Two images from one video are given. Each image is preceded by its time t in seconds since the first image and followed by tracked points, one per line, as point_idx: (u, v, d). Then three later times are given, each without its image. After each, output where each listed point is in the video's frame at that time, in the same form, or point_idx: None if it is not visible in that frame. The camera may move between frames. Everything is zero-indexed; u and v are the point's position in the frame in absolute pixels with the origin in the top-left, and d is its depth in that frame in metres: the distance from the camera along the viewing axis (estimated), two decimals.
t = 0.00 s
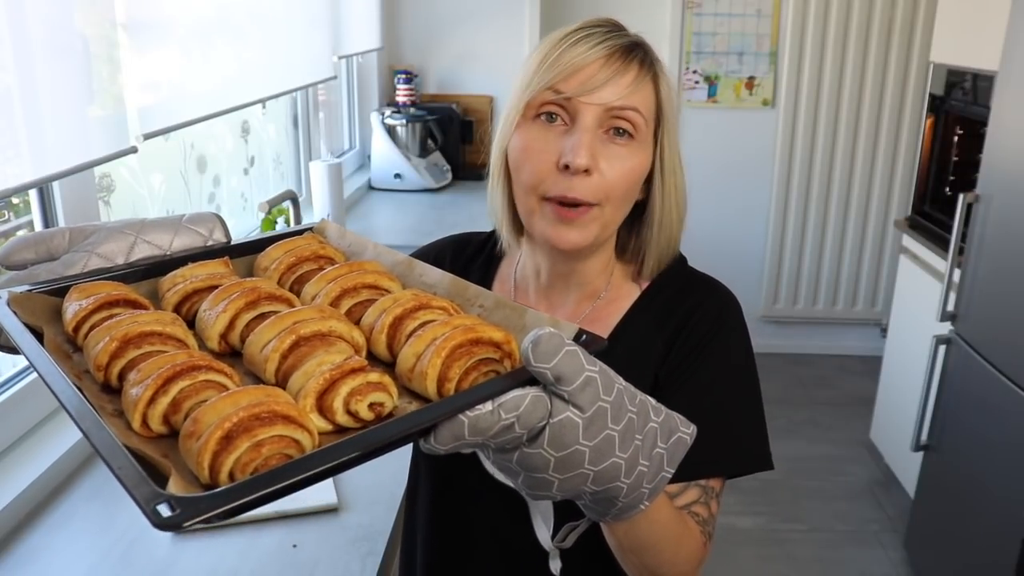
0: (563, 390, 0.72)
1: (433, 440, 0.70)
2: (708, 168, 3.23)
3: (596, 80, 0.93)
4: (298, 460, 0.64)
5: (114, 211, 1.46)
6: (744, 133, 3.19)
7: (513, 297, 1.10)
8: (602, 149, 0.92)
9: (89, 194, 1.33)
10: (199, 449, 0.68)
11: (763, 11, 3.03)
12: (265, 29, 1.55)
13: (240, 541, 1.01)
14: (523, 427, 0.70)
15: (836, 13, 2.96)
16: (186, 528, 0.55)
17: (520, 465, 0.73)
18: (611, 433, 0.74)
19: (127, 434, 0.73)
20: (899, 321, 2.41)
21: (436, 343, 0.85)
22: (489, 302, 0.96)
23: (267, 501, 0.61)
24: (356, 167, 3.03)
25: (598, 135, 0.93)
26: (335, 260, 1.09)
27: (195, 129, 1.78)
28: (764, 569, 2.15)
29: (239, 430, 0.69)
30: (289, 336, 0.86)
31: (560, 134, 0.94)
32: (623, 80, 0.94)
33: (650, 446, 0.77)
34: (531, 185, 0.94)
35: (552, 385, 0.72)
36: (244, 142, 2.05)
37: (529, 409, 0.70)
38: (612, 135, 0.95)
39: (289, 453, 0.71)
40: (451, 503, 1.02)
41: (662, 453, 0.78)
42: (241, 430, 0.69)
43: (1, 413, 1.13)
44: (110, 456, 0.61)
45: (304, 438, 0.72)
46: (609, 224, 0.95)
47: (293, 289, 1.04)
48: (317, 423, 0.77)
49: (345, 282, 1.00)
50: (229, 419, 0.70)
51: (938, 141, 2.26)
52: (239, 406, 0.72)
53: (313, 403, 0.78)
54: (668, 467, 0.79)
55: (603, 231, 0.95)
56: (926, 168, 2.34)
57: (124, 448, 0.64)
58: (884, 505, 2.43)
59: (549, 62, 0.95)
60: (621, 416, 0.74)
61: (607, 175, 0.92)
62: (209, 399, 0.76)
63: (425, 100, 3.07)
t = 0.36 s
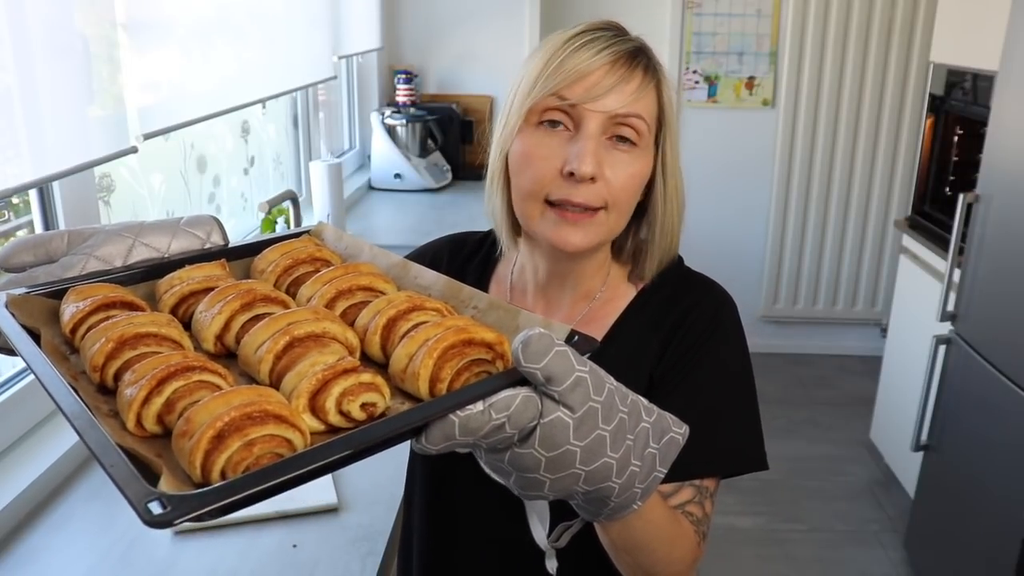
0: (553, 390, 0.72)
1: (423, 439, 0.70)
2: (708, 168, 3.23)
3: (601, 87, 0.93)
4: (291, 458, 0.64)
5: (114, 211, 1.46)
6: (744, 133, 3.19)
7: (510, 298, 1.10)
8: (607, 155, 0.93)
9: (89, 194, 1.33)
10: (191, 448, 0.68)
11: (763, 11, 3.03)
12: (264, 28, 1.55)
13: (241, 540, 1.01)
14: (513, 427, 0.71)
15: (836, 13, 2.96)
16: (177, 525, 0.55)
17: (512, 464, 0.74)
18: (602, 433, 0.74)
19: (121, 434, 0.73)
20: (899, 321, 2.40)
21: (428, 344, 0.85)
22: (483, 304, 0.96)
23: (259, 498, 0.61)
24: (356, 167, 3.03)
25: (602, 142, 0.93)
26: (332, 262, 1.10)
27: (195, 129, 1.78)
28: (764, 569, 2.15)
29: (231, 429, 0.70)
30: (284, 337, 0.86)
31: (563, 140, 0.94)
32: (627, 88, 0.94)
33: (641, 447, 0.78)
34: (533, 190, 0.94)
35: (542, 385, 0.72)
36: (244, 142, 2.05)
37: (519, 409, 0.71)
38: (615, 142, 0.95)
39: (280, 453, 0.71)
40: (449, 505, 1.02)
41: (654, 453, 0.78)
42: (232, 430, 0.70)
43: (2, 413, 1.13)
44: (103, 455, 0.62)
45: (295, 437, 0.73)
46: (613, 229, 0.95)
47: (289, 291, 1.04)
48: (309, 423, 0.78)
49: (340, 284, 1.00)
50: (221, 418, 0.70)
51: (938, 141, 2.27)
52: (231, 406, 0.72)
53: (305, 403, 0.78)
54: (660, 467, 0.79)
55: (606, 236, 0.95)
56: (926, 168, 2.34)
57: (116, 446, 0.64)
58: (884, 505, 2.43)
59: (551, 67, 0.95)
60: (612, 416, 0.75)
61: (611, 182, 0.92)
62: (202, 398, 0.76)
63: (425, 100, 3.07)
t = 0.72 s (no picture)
0: (546, 395, 0.72)
1: (416, 444, 0.71)
2: (708, 168, 3.23)
3: (580, 82, 0.93)
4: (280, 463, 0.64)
5: (114, 211, 1.46)
6: (744, 133, 3.19)
7: (508, 299, 1.11)
8: (589, 152, 0.93)
9: (89, 194, 1.33)
10: (181, 453, 0.68)
11: (763, 11, 3.03)
12: (264, 28, 1.55)
13: (241, 540, 1.01)
14: (506, 432, 0.71)
15: (836, 13, 2.97)
16: (164, 531, 0.56)
17: (506, 469, 0.74)
18: (597, 437, 0.74)
19: (115, 438, 0.74)
20: (899, 321, 2.40)
21: (422, 348, 0.86)
22: (480, 306, 0.96)
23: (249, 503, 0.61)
24: (356, 167, 3.03)
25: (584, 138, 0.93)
26: (331, 264, 1.10)
27: (195, 129, 1.78)
28: (764, 569, 2.15)
29: (221, 434, 0.70)
30: (278, 341, 0.86)
31: (547, 138, 0.94)
32: (608, 82, 0.94)
33: (638, 450, 0.77)
34: (519, 190, 0.94)
35: (535, 390, 0.73)
36: (244, 142, 2.05)
37: (512, 415, 0.71)
38: (599, 137, 0.95)
39: (270, 458, 0.71)
40: (448, 507, 1.02)
41: (651, 457, 0.78)
42: (223, 435, 0.70)
43: (2, 413, 1.13)
44: (94, 459, 0.62)
45: (285, 442, 0.73)
46: (600, 227, 0.95)
47: (288, 294, 1.04)
48: (301, 427, 0.78)
49: (337, 286, 1.00)
50: (212, 423, 0.70)
51: (938, 141, 2.27)
52: (222, 411, 0.72)
53: (298, 408, 0.78)
54: (657, 471, 0.79)
55: (594, 234, 0.95)
56: (926, 168, 2.34)
57: (107, 451, 0.64)
58: (884, 505, 2.43)
59: (532, 66, 0.95)
60: (606, 420, 0.75)
61: (595, 178, 0.92)
62: (195, 403, 0.76)
63: (425, 100, 3.07)
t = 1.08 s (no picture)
0: (537, 382, 0.72)
1: (409, 435, 0.71)
2: (708, 168, 3.23)
3: (609, 93, 0.93)
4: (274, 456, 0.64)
5: (114, 211, 1.46)
6: (744, 133, 3.19)
7: (503, 294, 1.10)
8: (609, 161, 0.93)
9: (90, 194, 1.33)
10: (175, 446, 0.68)
11: (763, 11, 3.03)
12: (264, 28, 1.55)
13: (241, 540, 1.01)
14: (498, 420, 0.71)
15: (836, 13, 2.97)
16: (160, 522, 0.55)
17: (499, 459, 0.74)
18: (589, 425, 0.74)
19: (109, 433, 0.74)
20: (899, 321, 2.40)
21: (413, 340, 0.86)
22: (472, 299, 0.97)
23: (245, 495, 0.61)
24: (356, 167, 3.03)
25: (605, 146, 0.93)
26: (322, 260, 1.10)
27: (195, 129, 1.78)
28: (764, 569, 2.15)
29: (215, 427, 0.70)
30: (271, 335, 0.86)
31: (567, 142, 0.94)
32: (634, 95, 0.94)
33: (632, 440, 0.77)
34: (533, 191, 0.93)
35: (525, 378, 0.73)
36: (244, 142, 2.05)
37: (503, 403, 0.71)
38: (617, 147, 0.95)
39: (265, 449, 0.71)
40: (443, 507, 1.01)
41: (645, 447, 0.78)
42: (216, 428, 0.70)
43: (2, 413, 1.13)
44: (88, 452, 0.62)
45: (279, 434, 0.73)
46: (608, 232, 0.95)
47: (279, 289, 1.04)
48: (295, 420, 0.78)
49: (328, 281, 1.00)
50: (205, 416, 0.70)
51: (938, 141, 2.26)
52: (215, 404, 0.72)
53: (291, 401, 0.78)
54: (652, 461, 0.79)
55: (602, 239, 0.95)
56: (926, 168, 2.34)
57: (101, 444, 0.64)
58: (884, 505, 2.43)
59: (559, 66, 0.94)
60: (598, 408, 0.75)
61: (612, 187, 0.92)
62: (188, 397, 0.76)
63: (425, 100, 3.07)
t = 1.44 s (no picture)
0: (537, 378, 0.72)
1: (408, 429, 0.71)
2: (708, 168, 3.23)
3: (573, 80, 0.93)
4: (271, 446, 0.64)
5: (114, 210, 1.46)
6: (744, 133, 3.19)
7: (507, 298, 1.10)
8: (586, 147, 0.93)
9: (90, 194, 1.33)
10: (174, 435, 0.68)
11: (763, 11, 3.03)
12: (264, 28, 1.55)
13: (241, 539, 1.01)
14: (498, 416, 0.71)
15: (835, 13, 2.97)
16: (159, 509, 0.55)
17: (498, 456, 0.74)
18: (588, 423, 0.74)
19: (108, 422, 0.74)
20: (899, 321, 2.40)
21: (415, 335, 0.86)
22: (473, 296, 0.96)
23: (246, 483, 0.61)
24: (356, 167, 3.03)
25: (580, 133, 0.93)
26: (325, 255, 1.10)
27: (195, 129, 1.78)
28: (764, 569, 2.15)
29: (214, 416, 0.70)
30: (272, 327, 0.86)
31: (542, 135, 0.94)
32: (601, 78, 0.94)
33: (631, 439, 0.77)
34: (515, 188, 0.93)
35: (526, 374, 0.73)
36: (244, 142, 2.05)
37: (503, 399, 0.71)
38: (595, 134, 0.95)
39: (264, 439, 0.71)
40: (442, 506, 1.00)
41: (644, 447, 0.78)
42: (215, 417, 0.70)
43: (2, 413, 1.13)
44: (86, 438, 0.62)
45: (279, 424, 0.73)
46: (597, 222, 0.94)
47: (281, 284, 1.04)
48: (294, 411, 0.78)
49: (331, 276, 1.00)
50: (205, 405, 0.70)
51: (938, 141, 2.26)
52: (215, 393, 0.72)
53: (291, 393, 0.78)
54: (650, 462, 0.79)
55: (591, 229, 0.94)
56: (926, 168, 2.34)
57: (100, 430, 0.64)
58: (884, 505, 2.43)
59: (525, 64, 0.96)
60: (598, 406, 0.75)
61: (592, 173, 0.91)
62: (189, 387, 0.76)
63: (425, 100, 3.07)
